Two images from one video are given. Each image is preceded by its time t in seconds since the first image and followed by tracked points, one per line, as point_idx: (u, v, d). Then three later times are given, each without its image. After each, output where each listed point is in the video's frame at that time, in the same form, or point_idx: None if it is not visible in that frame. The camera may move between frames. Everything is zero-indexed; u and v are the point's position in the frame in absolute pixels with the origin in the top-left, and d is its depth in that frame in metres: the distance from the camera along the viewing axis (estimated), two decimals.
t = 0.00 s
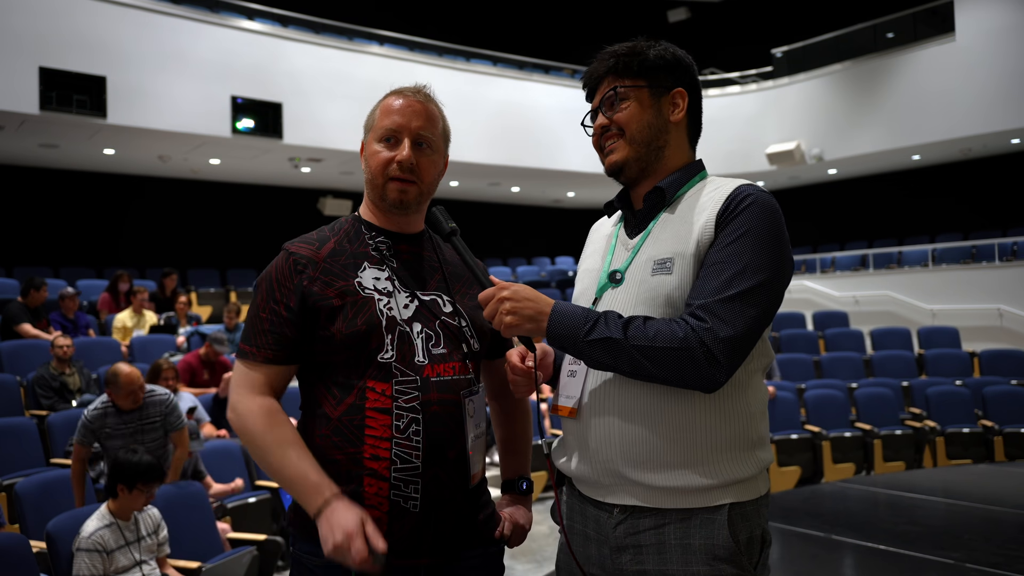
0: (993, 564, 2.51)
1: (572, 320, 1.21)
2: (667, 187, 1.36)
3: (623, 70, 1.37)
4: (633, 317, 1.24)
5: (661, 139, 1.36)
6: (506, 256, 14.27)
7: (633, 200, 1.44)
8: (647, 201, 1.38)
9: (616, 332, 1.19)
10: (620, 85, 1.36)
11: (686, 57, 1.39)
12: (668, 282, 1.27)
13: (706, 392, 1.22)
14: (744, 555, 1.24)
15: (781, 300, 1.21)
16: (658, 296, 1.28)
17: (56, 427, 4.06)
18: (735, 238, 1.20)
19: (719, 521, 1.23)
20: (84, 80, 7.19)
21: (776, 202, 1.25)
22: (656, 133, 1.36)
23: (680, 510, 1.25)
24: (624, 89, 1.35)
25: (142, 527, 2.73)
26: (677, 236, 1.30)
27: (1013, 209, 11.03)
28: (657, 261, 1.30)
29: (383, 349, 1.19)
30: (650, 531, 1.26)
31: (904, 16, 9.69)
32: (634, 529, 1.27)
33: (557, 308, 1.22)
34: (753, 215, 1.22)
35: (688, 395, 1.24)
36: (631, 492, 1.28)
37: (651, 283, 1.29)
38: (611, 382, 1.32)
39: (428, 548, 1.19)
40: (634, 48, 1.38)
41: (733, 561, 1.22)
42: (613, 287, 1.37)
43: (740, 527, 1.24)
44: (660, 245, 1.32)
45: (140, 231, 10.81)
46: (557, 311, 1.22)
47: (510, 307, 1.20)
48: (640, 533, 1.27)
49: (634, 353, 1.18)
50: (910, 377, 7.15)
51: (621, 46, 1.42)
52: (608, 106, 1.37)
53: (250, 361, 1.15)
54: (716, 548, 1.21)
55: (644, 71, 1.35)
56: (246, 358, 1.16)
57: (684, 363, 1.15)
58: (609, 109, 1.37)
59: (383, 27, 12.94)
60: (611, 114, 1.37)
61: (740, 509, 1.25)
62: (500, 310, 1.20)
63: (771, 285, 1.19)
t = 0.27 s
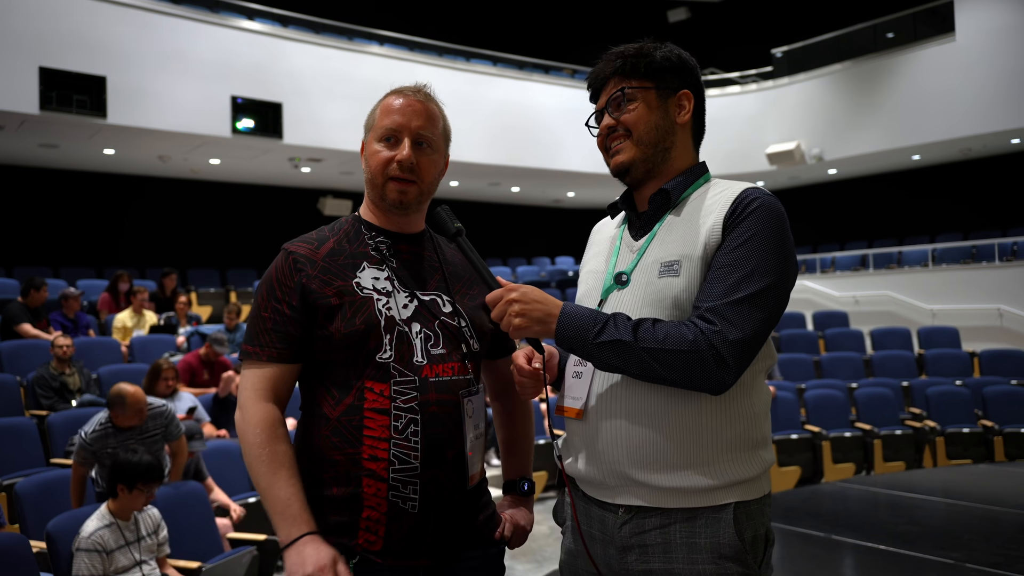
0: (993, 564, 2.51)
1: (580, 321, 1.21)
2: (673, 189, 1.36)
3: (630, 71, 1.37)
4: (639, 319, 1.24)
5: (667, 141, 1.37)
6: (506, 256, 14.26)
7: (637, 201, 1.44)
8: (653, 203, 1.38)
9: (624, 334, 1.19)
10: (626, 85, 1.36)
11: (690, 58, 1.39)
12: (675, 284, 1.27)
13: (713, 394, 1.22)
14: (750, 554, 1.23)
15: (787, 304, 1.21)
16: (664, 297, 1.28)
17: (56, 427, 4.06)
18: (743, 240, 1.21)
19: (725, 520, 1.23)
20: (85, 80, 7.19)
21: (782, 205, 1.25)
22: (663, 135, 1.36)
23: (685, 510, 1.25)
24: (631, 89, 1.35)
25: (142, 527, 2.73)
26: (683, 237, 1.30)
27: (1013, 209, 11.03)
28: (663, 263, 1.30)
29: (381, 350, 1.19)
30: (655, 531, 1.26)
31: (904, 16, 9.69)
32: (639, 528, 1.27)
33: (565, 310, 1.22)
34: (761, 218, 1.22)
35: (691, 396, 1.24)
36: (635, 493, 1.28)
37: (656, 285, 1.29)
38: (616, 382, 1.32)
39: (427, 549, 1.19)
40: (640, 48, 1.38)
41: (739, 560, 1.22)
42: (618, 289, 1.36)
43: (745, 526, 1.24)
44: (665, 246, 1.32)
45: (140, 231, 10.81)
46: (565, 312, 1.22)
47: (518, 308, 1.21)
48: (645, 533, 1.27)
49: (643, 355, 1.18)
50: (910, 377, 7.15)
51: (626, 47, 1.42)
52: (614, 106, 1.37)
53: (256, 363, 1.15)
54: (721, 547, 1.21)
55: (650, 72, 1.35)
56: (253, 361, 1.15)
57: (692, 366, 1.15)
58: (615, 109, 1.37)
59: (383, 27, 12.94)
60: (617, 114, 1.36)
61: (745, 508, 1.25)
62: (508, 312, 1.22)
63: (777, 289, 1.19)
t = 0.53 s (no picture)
0: (993, 564, 2.51)
1: (584, 320, 1.22)
2: (674, 189, 1.36)
3: (632, 71, 1.37)
4: (644, 318, 1.24)
5: (669, 140, 1.37)
6: (506, 256, 14.26)
7: (639, 201, 1.44)
8: (655, 203, 1.38)
9: (628, 334, 1.19)
10: (628, 86, 1.36)
11: (691, 57, 1.39)
12: (678, 285, 1.27)
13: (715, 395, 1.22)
14: (752, 551, 1.23)
15: (789, 305, 1.21)
16: (667, 297, 1.28)
17: (56, 427, 4.06)
18: (746, 241, 1.21)
19: (727, 518, 1.23)
20: (85, 80, 7.19)
21: (784, 206, 1.26)
22: (665, 135, 1.36)
23: (687, 507, 1.25)
24: (633, 90, 1.35)
25: (142, 527, 2.73)
26: (686, 237, 1.30)
27: (1013, 209, 11.03)
28: (667, 263, 1.30)
29: (382, 350, 1.19)
30: (657, 529, 1.26)
31: (904, 16, 9.69)
32: (642, 526, 1.27)
33: (569, 308, 1.23)
34: (762, 220, 1.22)
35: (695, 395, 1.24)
36: (637, 491, 1.28)
37: (659, 285, 1.29)
38: (618, 381, 1.32)
39: (428, 549, 1.19)
40: (640, 48, 1.39)
41: (741, 557, 1.22)
42: (621, 290, 1.36)
43: (748, 523, 1.24)
44: (668, 247, 1.32)
45: (140, 231, 10.81)
46: (569, 311, 1.22)
47: (523, 306, 1.21)
48: (648, 530, 1.27)
49: (647, 355, 1.18)
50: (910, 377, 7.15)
51: (627, 47, 1.42)
52: (616, 106, 1.36)
53: (260, 364, 1.15)
54: (723, 544, 1.21)
55: (652, 72, 1.35)
56: (257, 362, 1.15)
57: (694, 367, 1.15)
58: (617, 109, 1.36)
59: (383, 27, 12.93)
60: (619, 114, 1.36)
61: (747, 506, 1.25)
62: (512, 310, 1.22)
63: (779, 291, 1.20)
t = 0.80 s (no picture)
0: (993, 564, 2.51)
1: (585, 321, 1.22)
2: (674, 191, 1.37)
3: (632, 72, 1.36)
4: (644, 319, 1.24)
5: (670, 141, 1.37)
6: (506, 256, 14.27)
7: (639, 201, 1.44)
8: (655, 204, 1.39)
9: (629, 334, 1.19)
10: (630, 86, 1.36)
11: (691, 58, 1.39)
12: (679, 285, 1.27)
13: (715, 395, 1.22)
14: (751, 549, 1.23)
15: (789, 306, 1.21)
16: (668, 298, 1.28)
17: (56, 427, 4.06)
18: (747, 242, 1.21)
19: (726, 516, 1.23)
20: (85, 80, 7.19)
21: (783, 207, 1.25)
22: (665, 136, 1.36)
23: (687, 507, 1.25)
24: (634, 91, 1.35)
25: (142, 526, 2.73)
26: (686, 238, 1.30)
27: (1014, 209, 11.03)
28: (668, 264, 1.30)
29: (381, 351, 1.19)
30: (657, 528, 1.26)
31: (904, 16, 9.69)
32: (642, 525, 1.27)
33: (571, 308, 1.23)
34: (762, 221, 1.22)
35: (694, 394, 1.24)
36: (637, 491, 1.28)
37: (660, 285, 1.29)
38: (618, 381, 1.32)
39: (426, 550, 1.19)
40: (640, 49, 1.39)
41: (741, 556, 1.22)
42: (621, 290, 1.36)
43: (746, 522, 1.24)
44: (668, 248, 1.32)
45: (140, 231, 10.81)
46: (570, 311, 1.22)
47: (524, 307, 1.22)
48: (648, 529, 1.27)
49: (647, 355, 1.18)
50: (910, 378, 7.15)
51: (627, 48, 1.41)
52: (617, 107, 1.36)
53: (259, 367, 1.15)
54: (723, 542, 1.21)
55: (652, 73, 1.35)
56: (255, 365, 1.15)
57: (696, 367, 1.15)
58: (617, 110, 1.36)
59: (383, 27, 12.93)
60: (619, 114, 1.36)
61: (746, 505, 1.25)
62: (514, 311, 1.22)
63: (779, 292, 1.20)
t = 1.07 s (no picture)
0: (993, 564, 2.51)
1: (585, 320, 1.21)
2: (674, 191, 1.36)
3: (636, 74, 1.36)
4: (644, 318, 1.24)
5: (670, 142, 1.37)
6: (506, 256, 14.26)
7: (638, 201, 1.44)
8: (655, 205, 1.38)
9: (628, 334, 1.19)
10: (636, 87, 1.35)
11: (690, 60, 1.40)
12: (678, 285, 1.27)
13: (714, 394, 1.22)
14: (750, 548, 1.23)
15: (787, 305, 1.22)
16: (667, 298, 1.28)
17: (56, 427, 4.06)
18: (747, 241, 1.21)
19: (725, 515, 1.23)
20: (85, 80, 7.19)
21: (781, 206, 1.25)
22: (665, 137, 1.36)
23: (686, 505, 1.25)
24: (637, 91, 1.35)
25: (141, 527, 2.73)
26: (685, 238, 1.30)
27: (1014, 209, 11.03)
28: (667, 263, 1.30)
29: (375, 353, 1.19)
30: (656, 527, 1.26)
31: (904, 16, 9.68)
32: (641, 524, 1.27)
33: (571, 308, 1.23)
34: (761, 221, 1.22)
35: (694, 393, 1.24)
36: (635, 490, 1.28)
37: (659, 285, 1.29)
38: (617, 380, 1.32)
39: (420, 550, 1.19)
40: (642, 50, 1.38)
41: (739, 553, 1.22)
42: (620, 290, 1.36)
43: (745, 520, 1.24)
44: (666, 248, 1.32)
45: (140, 231, 10.81)
46: (570, 311, 1.22)
47: (523, 307, 1.22)
48: (647, 528, 1.27)
49: (648, 355, 1.17)
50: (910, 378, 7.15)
51: (627, 48, 1.41)
52: (617, 108, 1.36)
53: (252, 374, 1.14)
54: (722, 541, 1.22)
55: (656, 74, 1.35)
56: (248, 372, 1.15)
57: (696, 368, 1.15)
58: (618, 111, 1.36)
59: (383, 27, 12.93)
60: (620, 115, 1.35)
61: (744, 504, 1.25)
62: (514, 309, 1.23)
63: (778, 291, 1.20)
